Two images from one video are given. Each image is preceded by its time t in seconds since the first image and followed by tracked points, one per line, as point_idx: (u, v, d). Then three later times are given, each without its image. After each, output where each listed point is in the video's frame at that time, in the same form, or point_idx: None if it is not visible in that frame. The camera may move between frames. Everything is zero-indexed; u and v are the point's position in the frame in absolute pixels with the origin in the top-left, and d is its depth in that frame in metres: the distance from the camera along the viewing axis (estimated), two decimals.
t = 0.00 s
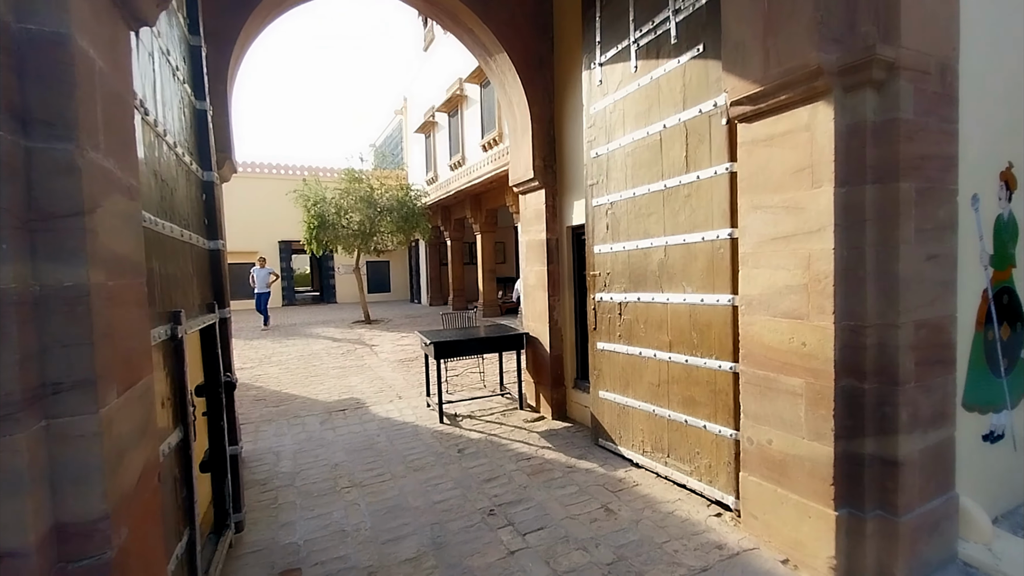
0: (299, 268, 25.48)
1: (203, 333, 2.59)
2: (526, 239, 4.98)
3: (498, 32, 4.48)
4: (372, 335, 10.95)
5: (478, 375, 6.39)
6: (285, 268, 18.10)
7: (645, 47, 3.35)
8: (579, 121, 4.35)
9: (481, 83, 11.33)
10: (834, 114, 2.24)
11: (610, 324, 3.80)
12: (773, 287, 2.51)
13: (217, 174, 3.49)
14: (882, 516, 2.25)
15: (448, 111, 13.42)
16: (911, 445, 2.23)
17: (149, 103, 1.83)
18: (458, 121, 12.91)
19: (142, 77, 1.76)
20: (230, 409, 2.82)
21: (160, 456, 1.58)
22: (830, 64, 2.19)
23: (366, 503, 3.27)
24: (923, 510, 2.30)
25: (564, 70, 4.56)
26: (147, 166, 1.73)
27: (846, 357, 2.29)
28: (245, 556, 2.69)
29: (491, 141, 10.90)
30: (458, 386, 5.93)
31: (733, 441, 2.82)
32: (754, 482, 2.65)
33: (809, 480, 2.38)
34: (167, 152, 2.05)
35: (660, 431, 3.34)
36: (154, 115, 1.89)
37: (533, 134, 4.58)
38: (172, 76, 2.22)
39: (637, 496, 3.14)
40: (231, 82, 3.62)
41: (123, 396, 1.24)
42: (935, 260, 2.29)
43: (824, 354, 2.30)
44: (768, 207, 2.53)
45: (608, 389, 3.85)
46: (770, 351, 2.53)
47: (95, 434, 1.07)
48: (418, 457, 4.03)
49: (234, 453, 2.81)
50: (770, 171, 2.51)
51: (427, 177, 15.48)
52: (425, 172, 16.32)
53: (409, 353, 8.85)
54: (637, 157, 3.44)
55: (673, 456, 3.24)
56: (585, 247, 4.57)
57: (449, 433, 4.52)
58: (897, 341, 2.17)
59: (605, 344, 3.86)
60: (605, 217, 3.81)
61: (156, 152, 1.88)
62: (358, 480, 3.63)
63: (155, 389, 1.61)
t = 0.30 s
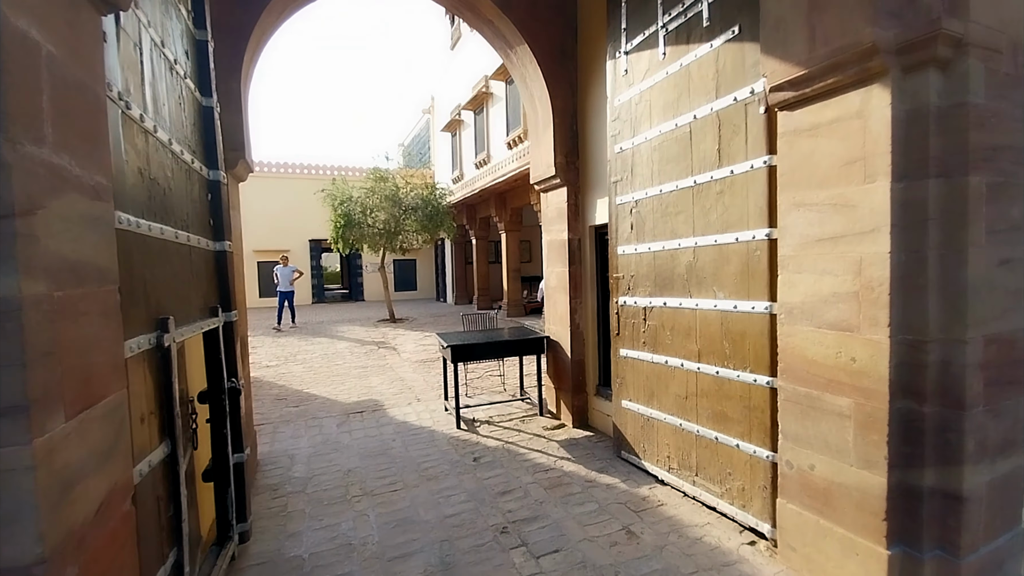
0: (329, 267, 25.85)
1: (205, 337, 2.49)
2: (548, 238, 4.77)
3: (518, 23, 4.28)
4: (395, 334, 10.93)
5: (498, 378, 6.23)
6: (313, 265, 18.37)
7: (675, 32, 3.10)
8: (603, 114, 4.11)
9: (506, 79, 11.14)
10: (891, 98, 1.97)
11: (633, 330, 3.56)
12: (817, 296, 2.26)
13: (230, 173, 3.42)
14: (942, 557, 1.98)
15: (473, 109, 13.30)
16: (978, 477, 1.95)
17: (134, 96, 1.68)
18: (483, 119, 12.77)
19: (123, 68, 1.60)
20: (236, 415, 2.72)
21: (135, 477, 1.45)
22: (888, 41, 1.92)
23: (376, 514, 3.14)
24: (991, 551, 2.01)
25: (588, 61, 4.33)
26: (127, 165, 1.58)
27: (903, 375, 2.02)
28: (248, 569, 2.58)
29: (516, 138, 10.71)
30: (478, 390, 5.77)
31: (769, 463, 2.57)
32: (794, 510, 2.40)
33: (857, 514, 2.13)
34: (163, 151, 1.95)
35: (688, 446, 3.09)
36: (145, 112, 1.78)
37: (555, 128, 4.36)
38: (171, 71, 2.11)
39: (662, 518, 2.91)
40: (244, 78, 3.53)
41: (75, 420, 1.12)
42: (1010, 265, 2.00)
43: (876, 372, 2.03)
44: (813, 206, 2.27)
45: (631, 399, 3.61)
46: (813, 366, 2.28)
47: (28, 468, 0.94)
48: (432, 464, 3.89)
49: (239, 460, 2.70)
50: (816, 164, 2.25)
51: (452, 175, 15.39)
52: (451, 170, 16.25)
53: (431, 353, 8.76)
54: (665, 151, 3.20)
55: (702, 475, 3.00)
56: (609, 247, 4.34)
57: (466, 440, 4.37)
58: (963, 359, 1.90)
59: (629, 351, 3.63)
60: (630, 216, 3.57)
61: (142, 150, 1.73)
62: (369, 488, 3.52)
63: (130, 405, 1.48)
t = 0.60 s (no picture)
0: (355, 263, 26.15)
1: (213, 333, 2.38)
2: (572, 234, 4.57)
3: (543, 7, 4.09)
4: (418, 331, 10.90)
5: (520, 378, 6.08)
6: (339, 261, 18.58)
7: (712, 10, 2.86)
8: (633, 102, 3.88)
9: (530, 73, 10.93)
10: (969, 70, 1.72)
11: (663, 331, 3.34)
12: (876, 297, 2.02)
13: (246, 165, 3.33)
14: None
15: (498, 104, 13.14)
16: None
17: (128, 75, 1.56)
18: (508, 114, 12.59)
19: (115, 44, 1.49)
20: (246, 413, 2.62)
21: (120, 484, 1.34)
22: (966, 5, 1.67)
23: (390, 518, 3.02)
24: None
25: (616, 46, 4.10)
26: (117, 148, 1.46)
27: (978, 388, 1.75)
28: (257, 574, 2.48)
29: (540, 133, 10.49)
30: (499, 390, 5.63)
31: (815, 480, 2.34)
32: (844, 533, 2.17)
33: (920, 542, 1.89)
34: (164, 137, 1.84)
35: (722, 457, 2.87)
36: (142, 94, 1.66)
37: (580, 118, 4.15)
38: (175, 54, 2.00)
39: (693, 533, 2.70)
40: (261, 68, 3.45)
41: (35, 426, 1.00)
42: None
43: (944, 383, 1.79)
44: (872, 195, 2.03)
45: (659, 404, 3.40)
46: (869, 375, 2.05)
47: None
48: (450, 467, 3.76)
49: (248, 461, 2.60)
50: (876, 150, 2.01)
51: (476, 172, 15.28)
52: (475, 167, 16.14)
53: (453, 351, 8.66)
54: (699, 139, 2.97)
55: (738, 488, 2.77)
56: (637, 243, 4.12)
57: (486, 441, 4.22)
58: None
59: (657, 353, 3.40)
60: (660, 209, 3.35)
61: (138, 133, 1.61)
62: (385, 490, 3.40)
63: (116, 406, 1.37)
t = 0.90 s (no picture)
0: (374, 260, 26.24)
1: (217, 331, 2.22)
2: (598, 228, 4.33)
3: None
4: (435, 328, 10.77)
5: (540, 379, 5.87)
6: (359, 258, 18.60)
7: None
8: (665, 86, 3.63)
9: (551, 65, 10.67)
10: None
11: (698, 333, 3.09)
12: (958, 296, 1.74)
13: (257, 155, 3.18)
14: None
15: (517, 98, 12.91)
16: None
17: (111, 42, 1.39)
18: (527, 108, 12.36)
19: (96, 3, 1.32)
20: (252, 416, 2.46)
21: (95, 506, 1.16)
22: None
23: (405, 528, 2.84)
24: None
25: (647, 28, 3.85)
26: (96, 122, 1.29)
27: None
28: None
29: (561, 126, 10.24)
30: (519, 391, 5.43)
31: (878, 502, 2.09)
32: (914, 565, 1.92)
33: None
34: (160, 115, 1.67)
35: (766, 471, 2.62)
36: (131, 65, 1.49)
37: (608, 104, 3.91)
38: (173, 26, 1.83)
39: (735, 555, 2.46)
40: (274, 53, 3.30)
41: None
42: None
43: None
44: (953, 179, 1.76)
45: (693, 411, 3.15)
46: (948, 386, 1.78)
47: None
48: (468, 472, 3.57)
49: (255, 467, 2.45)
50: (959, 127, 1.74)
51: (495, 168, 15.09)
52: (494, 163, 15.96)
53: (472, 349, 8.49)
54: (743, 122, 2.71)
55: (785, 506, 2.52)
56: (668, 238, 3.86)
57: (505, 446, 4.03)
58: None
59: (691, 356, 3.15)
60: (696, 200, 3.09)
61: (125, 107, 1.45)
62: (400, 497, 3.23)
63: (92, 416, 1.19)
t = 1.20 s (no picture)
0: (394, 256, 26.31)
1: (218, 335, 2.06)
2: (625, 224, 4.08)
3: None
4: (454, 325, 10.62)
5: (562, 381, 5.65)
6: (379, 254, 18.59)
7: None
8: (701, 70, 3.35)
9: (573, 56, 10.37)
10: None
11: (738, 337, 2.83)
12: None
13: (267, 147, 3.02)
14: None
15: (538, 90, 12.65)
16: None
17: (81, 11, 1.22)
18: (548, 101, 12.08)
19: None
20: (257, 426, 2.30)
21: (51, 550, 0.98)
22: None
23: (419, 544, 2.66)
24: None
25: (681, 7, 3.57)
26: (59, 101, 1.11)
27: None
28: None
29: (583, 118, 9.95)
30: (541, 394, 5.22)
31: (956, 537, 1.81)
32: None
33: None
34: (144, 98, 1.49)
35: (818, 494, 2.36)
36: (106, 38, 1.31)
37: (638, 91, 3.65)
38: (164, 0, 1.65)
39: None
40: (285, 40, 3.13)
41: None
42: None
43: None
44: None
45: (731, 423, 2.89)
46: None
47: None
48: (487, 482, 3.38)
49: (260, 480, 2.29)
50: None
51: (515, 162, 14.85)
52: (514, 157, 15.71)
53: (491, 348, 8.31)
54: (794, 105, 2.43)
55: (840, 533, 2.26)
56: (702, 234, 3.59)
57: (526, 453, 3.82)
58: None
59: (730, 363, 2.90)
60: (737, 192, 2.82)
61: (99, 86, 1.27)
62: (415, 508, 3.05)
63: (49, 444, 1.02)
